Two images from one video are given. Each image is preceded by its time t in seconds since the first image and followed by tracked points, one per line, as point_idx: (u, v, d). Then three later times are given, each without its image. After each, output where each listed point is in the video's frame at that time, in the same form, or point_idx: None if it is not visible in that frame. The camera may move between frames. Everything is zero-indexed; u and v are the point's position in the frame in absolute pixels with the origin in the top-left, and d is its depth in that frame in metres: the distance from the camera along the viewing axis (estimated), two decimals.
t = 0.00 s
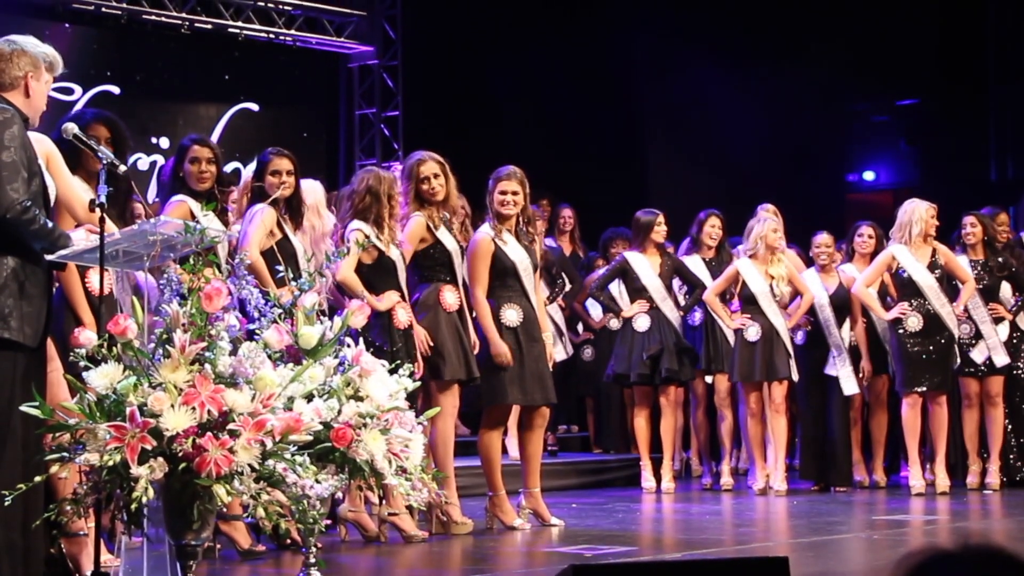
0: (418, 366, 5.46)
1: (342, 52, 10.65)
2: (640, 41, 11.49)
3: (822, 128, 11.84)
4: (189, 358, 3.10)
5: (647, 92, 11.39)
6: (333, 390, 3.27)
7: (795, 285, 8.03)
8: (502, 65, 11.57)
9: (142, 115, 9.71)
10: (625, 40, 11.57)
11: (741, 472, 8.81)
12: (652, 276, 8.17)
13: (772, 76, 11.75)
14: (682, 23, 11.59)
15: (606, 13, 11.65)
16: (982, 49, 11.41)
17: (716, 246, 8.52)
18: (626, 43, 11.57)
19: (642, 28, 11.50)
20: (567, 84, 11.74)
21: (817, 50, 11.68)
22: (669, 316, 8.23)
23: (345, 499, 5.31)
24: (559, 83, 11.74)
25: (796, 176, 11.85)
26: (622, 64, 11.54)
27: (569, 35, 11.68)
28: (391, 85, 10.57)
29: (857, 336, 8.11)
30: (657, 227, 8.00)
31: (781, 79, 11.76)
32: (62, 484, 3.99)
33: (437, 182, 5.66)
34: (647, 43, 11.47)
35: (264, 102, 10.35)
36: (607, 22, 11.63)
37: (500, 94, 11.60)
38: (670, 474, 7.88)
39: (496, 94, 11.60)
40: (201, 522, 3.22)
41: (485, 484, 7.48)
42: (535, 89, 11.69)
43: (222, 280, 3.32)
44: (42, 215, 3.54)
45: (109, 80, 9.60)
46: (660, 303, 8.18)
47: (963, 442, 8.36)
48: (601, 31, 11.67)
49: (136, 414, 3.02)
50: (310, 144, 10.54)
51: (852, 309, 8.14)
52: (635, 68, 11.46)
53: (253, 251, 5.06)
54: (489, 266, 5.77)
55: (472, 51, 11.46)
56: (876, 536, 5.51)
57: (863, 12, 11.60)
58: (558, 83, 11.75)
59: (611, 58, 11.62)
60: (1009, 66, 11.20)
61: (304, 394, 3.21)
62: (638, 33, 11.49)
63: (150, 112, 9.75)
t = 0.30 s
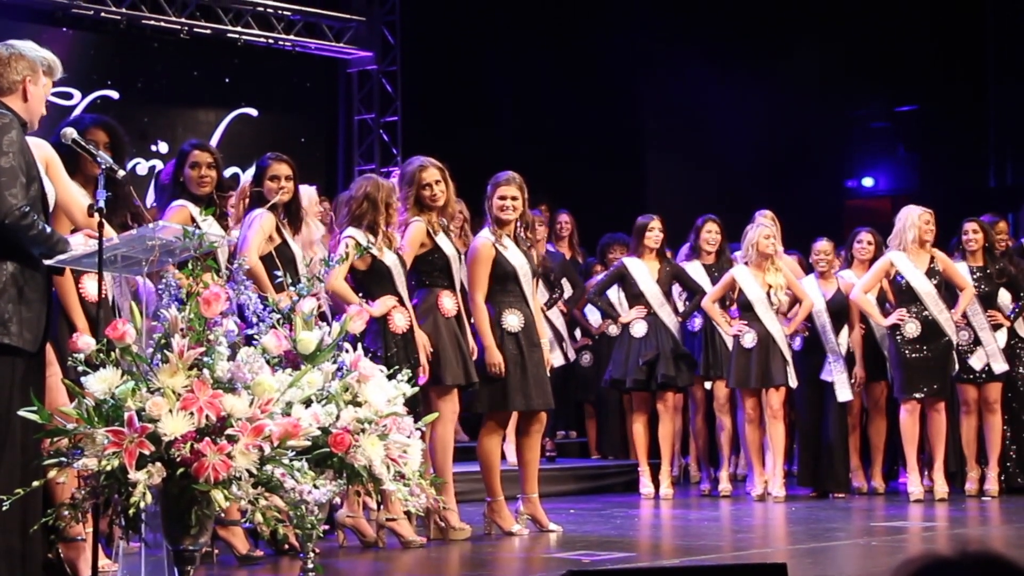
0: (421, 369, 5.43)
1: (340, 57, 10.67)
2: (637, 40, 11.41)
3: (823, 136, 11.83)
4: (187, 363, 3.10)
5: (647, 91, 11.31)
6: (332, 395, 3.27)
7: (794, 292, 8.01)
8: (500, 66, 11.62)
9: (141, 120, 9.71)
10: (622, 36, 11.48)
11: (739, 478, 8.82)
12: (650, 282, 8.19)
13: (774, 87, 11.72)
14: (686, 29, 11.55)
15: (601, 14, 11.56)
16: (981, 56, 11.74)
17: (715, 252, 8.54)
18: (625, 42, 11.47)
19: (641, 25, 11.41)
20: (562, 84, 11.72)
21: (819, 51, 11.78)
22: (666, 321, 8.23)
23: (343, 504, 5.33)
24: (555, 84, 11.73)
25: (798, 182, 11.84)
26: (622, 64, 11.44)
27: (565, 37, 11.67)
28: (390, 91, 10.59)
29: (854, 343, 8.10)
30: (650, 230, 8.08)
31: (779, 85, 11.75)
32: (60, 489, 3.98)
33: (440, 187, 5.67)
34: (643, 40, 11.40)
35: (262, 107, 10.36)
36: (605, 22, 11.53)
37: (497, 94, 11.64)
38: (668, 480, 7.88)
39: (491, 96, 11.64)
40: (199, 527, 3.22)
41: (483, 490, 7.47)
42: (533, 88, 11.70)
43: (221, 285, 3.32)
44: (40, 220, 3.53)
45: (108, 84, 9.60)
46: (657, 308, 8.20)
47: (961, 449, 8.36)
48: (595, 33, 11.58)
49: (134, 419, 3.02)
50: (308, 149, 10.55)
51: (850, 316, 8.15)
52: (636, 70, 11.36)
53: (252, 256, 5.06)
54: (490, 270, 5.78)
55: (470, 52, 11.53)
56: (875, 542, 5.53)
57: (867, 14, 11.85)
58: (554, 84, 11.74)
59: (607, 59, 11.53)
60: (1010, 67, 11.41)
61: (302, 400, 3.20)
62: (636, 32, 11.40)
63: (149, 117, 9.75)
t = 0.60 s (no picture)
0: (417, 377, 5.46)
1: (336, 62, 10.68)
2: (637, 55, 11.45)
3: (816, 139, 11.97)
4: (182, 368, 3.10)
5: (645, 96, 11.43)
6: (327, 401, 3.27)
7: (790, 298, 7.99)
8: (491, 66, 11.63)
9: (137, 125, 9.72)
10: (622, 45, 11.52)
11: (735, 485, 8.82)
12: (644, 289, 8.18)
13: (777, 92, 11.77)
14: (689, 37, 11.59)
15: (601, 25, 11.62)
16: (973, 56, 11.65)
17: (711, 257, 8.53)
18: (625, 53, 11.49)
19: (639, 36, 11.46)
20: (558, 86, 11.73)
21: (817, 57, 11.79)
22: (661, 328, 8.24)
23: (338, 509, 5.30)
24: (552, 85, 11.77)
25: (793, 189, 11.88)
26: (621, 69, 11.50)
27: (564, 44, 11.66)
28: (386, 96, 10.60)
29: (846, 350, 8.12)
30: (640, 236, 8.10)
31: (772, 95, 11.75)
32: (55, 494, 3.98)
33: (438, 193, 5.64)
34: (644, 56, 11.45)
35: (258, 112, 10.36)
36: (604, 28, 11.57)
37: (490, 96, 11.64)
38: (664, 486, 7.88)
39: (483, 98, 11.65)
40: (195, 533, 3.21)
41: (478, 496, 7.47)
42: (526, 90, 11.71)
43: (216, 290, 3.30)
44: (36, 225, 3.53)
45: (104, 89, 9.60)
46: (651, 314, 8.21)
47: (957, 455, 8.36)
48: (595, 43, 11.63)
49: (129, 424, 3.02)
50: (305, 155, 10.56)
51: (844, 322, 8.14)
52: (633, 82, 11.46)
53: (248, 261, 5.05)
54: (488, 275, 5.75)
55: (462, 58, 11.55)
56: (869, 548, 5.53)
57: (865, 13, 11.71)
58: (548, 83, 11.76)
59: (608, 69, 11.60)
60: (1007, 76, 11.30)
61: (298, 405, 3.20)
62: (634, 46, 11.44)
63: (145, 122, 9.75)
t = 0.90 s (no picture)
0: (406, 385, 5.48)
1: (330, 67, 10.68)
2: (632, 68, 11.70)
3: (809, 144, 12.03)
4: (174, 373, 3.09)
5: (635, 91, 11.70)
6: (319, 406, 3.25)
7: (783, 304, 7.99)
8: (478, 66, 11.47)
9: (130, 129, 9.71)
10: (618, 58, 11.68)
11: (727, 490, 8.82)
12: (637, 295, 8.21)
13: (770, 99, 11.83)
14: (683, 46, 11.69)
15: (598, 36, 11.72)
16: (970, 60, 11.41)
17: (704, 262, 8.55)
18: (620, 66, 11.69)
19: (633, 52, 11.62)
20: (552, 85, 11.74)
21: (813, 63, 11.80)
22: (654, 334, 8.24)
23: (330, 514, 5.32)
24: (543, 86, 11.72)
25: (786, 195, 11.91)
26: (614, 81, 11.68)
27: (557, 55, 11.69)
28: (380, 101, 10.60)
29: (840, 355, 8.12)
30: (632, 241, 8.15)
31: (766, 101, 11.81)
32: (46, 500, 3.97)
33: (434, 199, 5.66)
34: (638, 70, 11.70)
35: (252, 117, 10.36)
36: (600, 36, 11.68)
37: (479, 96, 11.51)
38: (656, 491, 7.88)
39: (470, 100, 11.50)
40: (186, 538, 3.21)
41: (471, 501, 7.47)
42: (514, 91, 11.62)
43: (209, 295, 3.29)
44: (28, 230, 3.53)
45: (97, 94, 9.61)
46: (644, 320, 8.21)
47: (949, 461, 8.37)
48: (589, 50, 11.74)
49: (121, 429, 3.02)
50: (298, 159, 10.57)
51: (835, 328, 8.15)
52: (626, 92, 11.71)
53: (240, 265, 5.03)
54: (484, 280, 5.73)
55: (451, 58, 11.38)
56: (861, 554, 5.53)
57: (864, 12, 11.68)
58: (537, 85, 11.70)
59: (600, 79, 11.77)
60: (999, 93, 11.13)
61: (289, 411, 3.19)
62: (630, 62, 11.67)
63: (138, 127, 9.75)
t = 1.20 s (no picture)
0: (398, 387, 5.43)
1: (319, 72, 10.67)
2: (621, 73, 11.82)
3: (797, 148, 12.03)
4: (163, 378, 3.09)
5: (625, 98, 11.80)
6: (307, 410, 3.24)
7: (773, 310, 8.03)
8: (468, 72, 11.65)
9: (118, 133, 9.71)
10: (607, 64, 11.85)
11: (716, 495, 8.84)
12: (627, 299, 8.20)
13: (759, 106, 11.89)
14: (674, 53, 11.84)
15: (589, 43, 11.93)
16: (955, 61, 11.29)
17: (693, 268, 8.56)
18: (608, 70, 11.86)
19: (623, 54, 11.82)
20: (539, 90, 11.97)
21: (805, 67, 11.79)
22: (644, 339, 8.24)
23: (319, 519, 5.30)
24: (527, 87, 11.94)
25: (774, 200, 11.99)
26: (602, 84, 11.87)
27: (543, 64, 11.95)
28: (369, 106, 10.59)
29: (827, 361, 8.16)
30: (621, 246, 8.11)
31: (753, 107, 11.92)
32: (34, 504, 3.97)
33: (425, 206, 5.65)
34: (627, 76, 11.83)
35: (241, 121, 10.35)
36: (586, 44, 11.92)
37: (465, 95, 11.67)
38: (645, 497, 7.88)
39: (460, 105, 11.64)
40: (174, 543, 3.20)
41: (460, 506, 7.47)
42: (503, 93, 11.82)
43: (197, 299, 3.28)
44: (15, 234, 3.52)
45: (86, 98, 9.61)
46: (634, 325, 8.21)
47: (937, 467, 8.39)
48: (576, 58, 11.98)
49: (109, 434, 3.01)
50: (287, 164, 10.57)
51: (823, 332, 8.18)
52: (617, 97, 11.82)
53: (230, 270, 5.02)
54: (476, 284, 5.75)
55: (442, 65, 11.55)
56: (850, 558, 5.54)
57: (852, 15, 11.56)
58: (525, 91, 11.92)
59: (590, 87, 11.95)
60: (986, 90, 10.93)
61: (278, 415, 3.18)
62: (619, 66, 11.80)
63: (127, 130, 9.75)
